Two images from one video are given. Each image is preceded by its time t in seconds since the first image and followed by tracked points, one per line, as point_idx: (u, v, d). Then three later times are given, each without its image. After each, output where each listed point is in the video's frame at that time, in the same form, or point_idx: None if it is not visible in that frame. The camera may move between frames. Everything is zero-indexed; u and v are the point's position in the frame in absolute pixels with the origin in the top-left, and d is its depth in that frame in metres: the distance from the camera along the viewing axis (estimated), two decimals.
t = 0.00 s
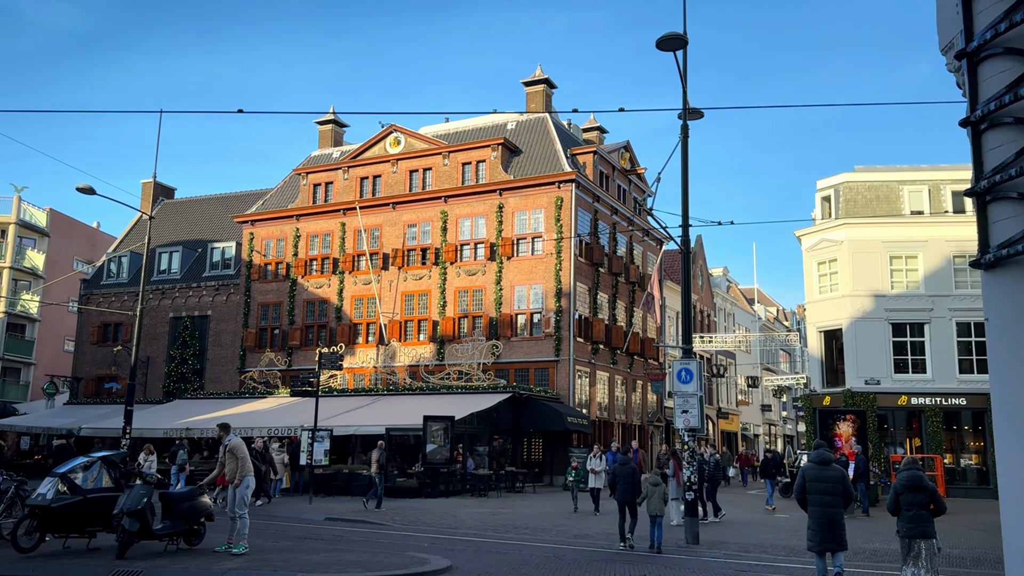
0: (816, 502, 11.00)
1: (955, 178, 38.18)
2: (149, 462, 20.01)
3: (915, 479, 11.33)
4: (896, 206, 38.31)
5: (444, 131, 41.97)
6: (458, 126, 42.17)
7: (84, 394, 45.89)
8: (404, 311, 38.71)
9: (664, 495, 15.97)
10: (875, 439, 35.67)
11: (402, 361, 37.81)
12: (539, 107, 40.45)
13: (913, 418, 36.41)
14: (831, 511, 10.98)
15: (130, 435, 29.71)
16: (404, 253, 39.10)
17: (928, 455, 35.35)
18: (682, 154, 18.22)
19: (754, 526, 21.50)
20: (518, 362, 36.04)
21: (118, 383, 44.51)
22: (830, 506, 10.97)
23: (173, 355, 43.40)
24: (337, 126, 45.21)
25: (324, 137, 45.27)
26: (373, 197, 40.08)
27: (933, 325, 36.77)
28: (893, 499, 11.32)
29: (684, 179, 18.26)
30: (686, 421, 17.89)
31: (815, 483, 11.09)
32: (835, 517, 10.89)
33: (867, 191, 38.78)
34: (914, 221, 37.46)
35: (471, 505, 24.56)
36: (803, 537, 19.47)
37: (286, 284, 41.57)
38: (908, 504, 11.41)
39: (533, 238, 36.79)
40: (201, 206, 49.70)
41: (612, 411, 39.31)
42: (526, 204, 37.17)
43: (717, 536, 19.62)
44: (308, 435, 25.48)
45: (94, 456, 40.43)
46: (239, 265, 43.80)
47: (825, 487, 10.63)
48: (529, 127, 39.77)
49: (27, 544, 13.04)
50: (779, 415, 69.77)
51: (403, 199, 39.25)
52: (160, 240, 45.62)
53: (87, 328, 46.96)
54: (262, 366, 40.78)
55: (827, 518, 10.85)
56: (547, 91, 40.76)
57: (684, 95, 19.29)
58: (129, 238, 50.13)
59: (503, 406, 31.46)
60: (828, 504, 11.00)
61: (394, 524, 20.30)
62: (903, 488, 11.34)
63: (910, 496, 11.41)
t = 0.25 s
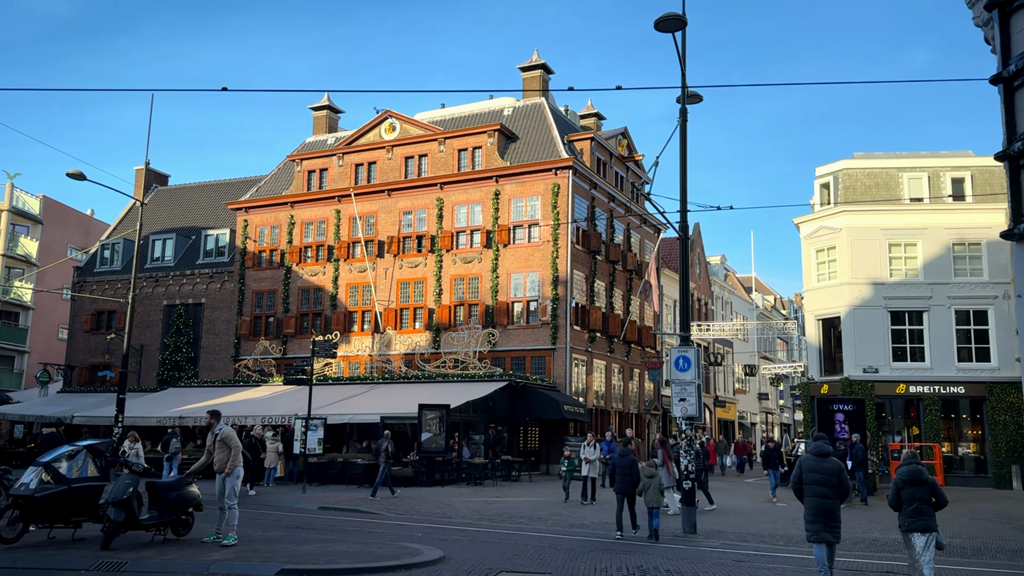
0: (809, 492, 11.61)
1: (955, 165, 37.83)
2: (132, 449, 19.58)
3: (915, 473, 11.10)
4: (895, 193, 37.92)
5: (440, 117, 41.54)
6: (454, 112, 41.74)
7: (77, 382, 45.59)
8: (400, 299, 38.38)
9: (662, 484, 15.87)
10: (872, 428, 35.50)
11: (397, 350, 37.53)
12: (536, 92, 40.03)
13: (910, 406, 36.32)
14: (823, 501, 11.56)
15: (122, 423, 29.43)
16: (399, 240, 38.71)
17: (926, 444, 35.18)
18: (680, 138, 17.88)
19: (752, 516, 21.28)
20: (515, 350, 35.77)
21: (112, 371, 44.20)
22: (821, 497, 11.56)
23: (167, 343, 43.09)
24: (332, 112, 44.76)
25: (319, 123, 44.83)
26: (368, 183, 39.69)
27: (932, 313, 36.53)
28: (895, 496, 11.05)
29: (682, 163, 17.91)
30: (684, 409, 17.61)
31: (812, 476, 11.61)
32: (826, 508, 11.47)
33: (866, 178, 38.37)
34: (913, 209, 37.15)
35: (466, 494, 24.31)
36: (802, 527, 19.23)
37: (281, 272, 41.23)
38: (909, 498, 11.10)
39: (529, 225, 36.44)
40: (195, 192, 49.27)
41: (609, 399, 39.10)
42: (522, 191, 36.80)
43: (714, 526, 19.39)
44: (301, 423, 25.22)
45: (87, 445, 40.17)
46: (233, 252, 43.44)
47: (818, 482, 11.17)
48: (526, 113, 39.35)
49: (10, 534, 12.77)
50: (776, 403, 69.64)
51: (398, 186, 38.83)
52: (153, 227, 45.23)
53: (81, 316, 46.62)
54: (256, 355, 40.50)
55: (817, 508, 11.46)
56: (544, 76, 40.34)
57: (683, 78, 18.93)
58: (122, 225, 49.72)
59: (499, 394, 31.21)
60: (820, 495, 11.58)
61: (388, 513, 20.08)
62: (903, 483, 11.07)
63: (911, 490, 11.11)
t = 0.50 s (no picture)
0: (806, 481, 12.30)
1: (952, 153, 37.52)
2: (114, 439, 19.23)
3: (908, 458, 11.35)
4: (892, 181, 37.58)
5: (433, 103, 41.11)
6: (448, 98, 41.30)
7: (67, 370, 45.18)
8: (393, 288, 38.05)
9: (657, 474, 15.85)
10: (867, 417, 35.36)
11: (390, 339, 37.22)
12: (530, 79, 39.61)
13: (906, 396, 36.03)
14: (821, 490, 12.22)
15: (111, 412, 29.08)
16: (392, 228, 38.34)
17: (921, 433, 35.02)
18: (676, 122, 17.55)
19: (747, 506, 21.07)
20: (508, 339, 35.49)
21: (102, 359, 43.80)
22: (818, 485, 12.24)
23: (158, 332, 42.68)
24: (324, 98, 44.26)
25: (311, 110, 44.34)
26: (361, 171, 39.26)
27: (928, 302, 36.36)
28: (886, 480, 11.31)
29: (678, 148, 17.58)
30: (679, 399, 17.34)
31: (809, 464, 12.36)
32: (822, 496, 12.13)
33: (862, 166, 38.00)
34: (910, 197, 36.89)
35: (459, 484, 24.04)
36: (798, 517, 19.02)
37: (272, 260, 40.84)
38: (902, 483, 11.33)
39: (523, 213, 36.09)
40: (186, 180, 48.77)
41: (604, 389, 38.89)
42: (516, 179, 36.42)
43: (709, 516, 19.16)
44: (291, 413, 24.93)
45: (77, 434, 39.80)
46: (225, 240, 43.03)
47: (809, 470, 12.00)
48: (520, 100, 38.93)
49: None
50: (770, 392, 69.55)
51: (391, 174, 38.43)
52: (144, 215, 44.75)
53: (71, 304, 46.16)
54: (248, 343, 40.16)
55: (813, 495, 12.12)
56: (539, 63, 39.92)
57: (679, 62, 18.59)
58: (112, 212, 49.22)
59: (492, 384, 30.94)
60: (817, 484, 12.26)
61: (379, 504, 19.82)
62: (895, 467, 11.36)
63: (905, 475, 11.34)
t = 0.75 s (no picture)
0: (801, 474, 12.13)
1: (946, 144, 37.35)
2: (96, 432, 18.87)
3: (906, 455, 11.03)
4: (886, 172, 37.38)
5: (424, 92, 40.66)
6: (439, 87, 40.86)
7: (54, 361, 44.67)
8: (384, 279, 37.67)
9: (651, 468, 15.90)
10: (860, 409, 35.25)
11: (381, 330, 36.88)
12: (523, 68, 39.22)
13: (898, 387, 35.89)
14: (815, 483, 12.06)
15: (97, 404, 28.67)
16: (382, 219, 37.95)
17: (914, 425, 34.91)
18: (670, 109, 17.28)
19: (740, 499, 20.86)
20: (500, 330, 35.19)
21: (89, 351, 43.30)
22: (813, 478, 12.07)
23: (146, 323, 42.20)
24: (314, 87, 43.77)
25: (301, 99, 43.84)
26: (351, 160, 38.82)
27: (922, 294, 36.22)
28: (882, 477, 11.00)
29: (673, 136, 17.30)
30: (672, 391, 17.04)
31: (804, 456, 12.27)
32: (816, 489, 11.98)
33: (856, 157, 37.78)
34: (904, 189, 36.70)
35: (449, 477, 23.72)
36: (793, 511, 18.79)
37: (261, 251, 40.41)
38: (898, 481, 11.03)
39: (516, 203, 35.73)
40: (174, 169, 48.23)
41: (596, 380, 38.66)
42: (509, 168, 36.04)
43: (702, 510, 18.91)
44: (279, 405, 24.59)
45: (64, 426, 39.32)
46: (213, 230, 42.56)
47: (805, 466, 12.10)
48: (512, 89, 38.52)
49: None
50: (762, 385, 69.55)
51: (381, 163, 38.00)
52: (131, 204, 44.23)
53: (57, 295, 45.62)
54: (237, 335, 39.77)
55: (807, 489, 11.96)
56: (531, 51, 39.51)
57: (674, 49, 18.29)
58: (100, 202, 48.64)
59: (484, 375, 30.65)
60: (811, 477, 12.09)
61: (367, 497, 19.53)
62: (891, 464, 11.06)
63: (901, 473, 11.04)
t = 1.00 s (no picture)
0: (785, 471, 12.00)
1: (933, 139, 37.31)
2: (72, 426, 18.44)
3: (892, 444, 11.21)
4: (872, 166, 37.31)
5: (409, 83, 40.24)
6: (425, 78, 40.44)
7: (33, 354, 43.98)
8: (368, 272, 37.28)
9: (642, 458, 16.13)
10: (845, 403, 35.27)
11: (365, 323, 36.53)
12: (509, 59, 38.86)
13: (883, 382, 35.93)
14: (800, 480, 11.93)
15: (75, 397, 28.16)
16: (367, 210, 37.54)
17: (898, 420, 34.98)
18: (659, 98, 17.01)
19: (726, 493, 20.71)
20: (486, 324, 34.92)
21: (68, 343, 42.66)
22: (797, 475, 11.95)
23: (126, 315, 41.61)
24: (298, 77, 43.23)
25: (284, 89, 43.29)
26: (335, 151, 38.36)
27: (907, 289, 36.22)
28: (873, 465, 11.08)
29: (661, 126, 17.04)
30: (660, 385, 16.84)
31: (787, 453, 12.16)
32: (801, 485, 11.86)
33: (842, 152, 37.72)
34: (890, 183, 36.68)
35: (433, 472, 23.43)
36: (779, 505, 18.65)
37: (244, 242, 39.91)
38: (886, 470, 11.16)
39: (502, 195, 35.43)
40: (156, 159, 47.57)
41: (582, 374, 38.48)
42: (495, 160, 35.70)
43: (689, 504, 18.74)
44: (261, 399, 24.21)
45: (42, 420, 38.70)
46: (195, 222, 42.01)
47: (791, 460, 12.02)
48: (499, 80, 38.17)
49: None
50: (747, 379, 69.72)
51: (365, 154, 37.57)
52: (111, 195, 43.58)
53: (36, 286, 44.91)
54: (219, 327, 39.28)
55: (793, 485, 11.85)
56: (518, 42, 39.15)
57: (663, 38, 18.01)
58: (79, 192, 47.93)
59: (470, 369, 30.37)
60: (797, 474, 11.96)
61: (350, 492, 19.22)
62: (879, 453, 11.19)
63: (889, 462, 11.18)
